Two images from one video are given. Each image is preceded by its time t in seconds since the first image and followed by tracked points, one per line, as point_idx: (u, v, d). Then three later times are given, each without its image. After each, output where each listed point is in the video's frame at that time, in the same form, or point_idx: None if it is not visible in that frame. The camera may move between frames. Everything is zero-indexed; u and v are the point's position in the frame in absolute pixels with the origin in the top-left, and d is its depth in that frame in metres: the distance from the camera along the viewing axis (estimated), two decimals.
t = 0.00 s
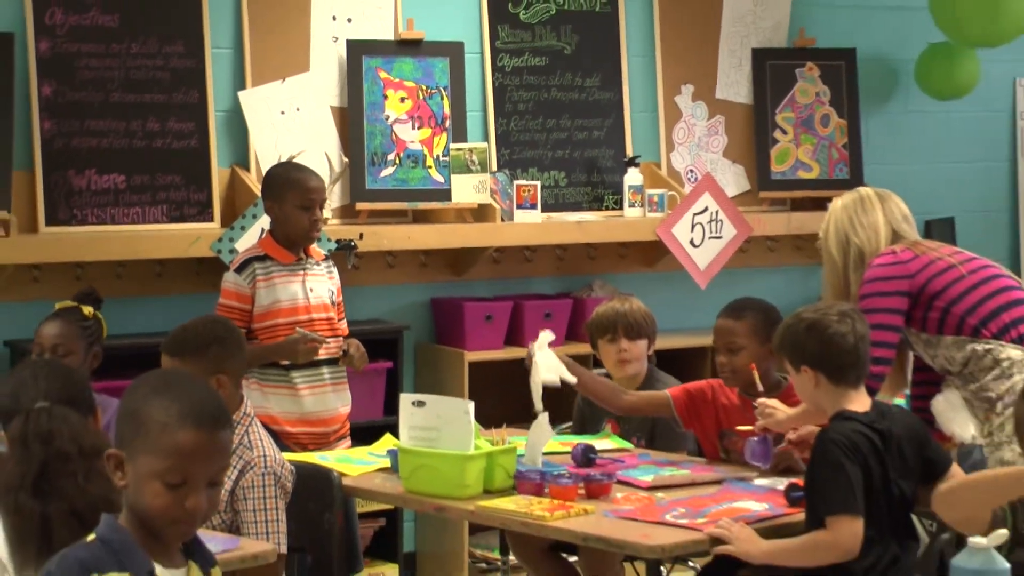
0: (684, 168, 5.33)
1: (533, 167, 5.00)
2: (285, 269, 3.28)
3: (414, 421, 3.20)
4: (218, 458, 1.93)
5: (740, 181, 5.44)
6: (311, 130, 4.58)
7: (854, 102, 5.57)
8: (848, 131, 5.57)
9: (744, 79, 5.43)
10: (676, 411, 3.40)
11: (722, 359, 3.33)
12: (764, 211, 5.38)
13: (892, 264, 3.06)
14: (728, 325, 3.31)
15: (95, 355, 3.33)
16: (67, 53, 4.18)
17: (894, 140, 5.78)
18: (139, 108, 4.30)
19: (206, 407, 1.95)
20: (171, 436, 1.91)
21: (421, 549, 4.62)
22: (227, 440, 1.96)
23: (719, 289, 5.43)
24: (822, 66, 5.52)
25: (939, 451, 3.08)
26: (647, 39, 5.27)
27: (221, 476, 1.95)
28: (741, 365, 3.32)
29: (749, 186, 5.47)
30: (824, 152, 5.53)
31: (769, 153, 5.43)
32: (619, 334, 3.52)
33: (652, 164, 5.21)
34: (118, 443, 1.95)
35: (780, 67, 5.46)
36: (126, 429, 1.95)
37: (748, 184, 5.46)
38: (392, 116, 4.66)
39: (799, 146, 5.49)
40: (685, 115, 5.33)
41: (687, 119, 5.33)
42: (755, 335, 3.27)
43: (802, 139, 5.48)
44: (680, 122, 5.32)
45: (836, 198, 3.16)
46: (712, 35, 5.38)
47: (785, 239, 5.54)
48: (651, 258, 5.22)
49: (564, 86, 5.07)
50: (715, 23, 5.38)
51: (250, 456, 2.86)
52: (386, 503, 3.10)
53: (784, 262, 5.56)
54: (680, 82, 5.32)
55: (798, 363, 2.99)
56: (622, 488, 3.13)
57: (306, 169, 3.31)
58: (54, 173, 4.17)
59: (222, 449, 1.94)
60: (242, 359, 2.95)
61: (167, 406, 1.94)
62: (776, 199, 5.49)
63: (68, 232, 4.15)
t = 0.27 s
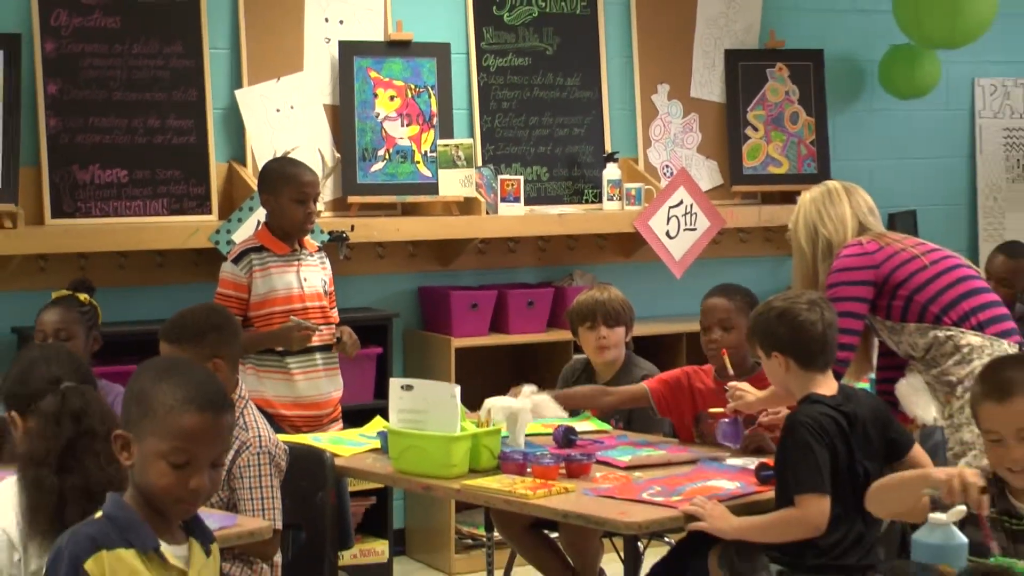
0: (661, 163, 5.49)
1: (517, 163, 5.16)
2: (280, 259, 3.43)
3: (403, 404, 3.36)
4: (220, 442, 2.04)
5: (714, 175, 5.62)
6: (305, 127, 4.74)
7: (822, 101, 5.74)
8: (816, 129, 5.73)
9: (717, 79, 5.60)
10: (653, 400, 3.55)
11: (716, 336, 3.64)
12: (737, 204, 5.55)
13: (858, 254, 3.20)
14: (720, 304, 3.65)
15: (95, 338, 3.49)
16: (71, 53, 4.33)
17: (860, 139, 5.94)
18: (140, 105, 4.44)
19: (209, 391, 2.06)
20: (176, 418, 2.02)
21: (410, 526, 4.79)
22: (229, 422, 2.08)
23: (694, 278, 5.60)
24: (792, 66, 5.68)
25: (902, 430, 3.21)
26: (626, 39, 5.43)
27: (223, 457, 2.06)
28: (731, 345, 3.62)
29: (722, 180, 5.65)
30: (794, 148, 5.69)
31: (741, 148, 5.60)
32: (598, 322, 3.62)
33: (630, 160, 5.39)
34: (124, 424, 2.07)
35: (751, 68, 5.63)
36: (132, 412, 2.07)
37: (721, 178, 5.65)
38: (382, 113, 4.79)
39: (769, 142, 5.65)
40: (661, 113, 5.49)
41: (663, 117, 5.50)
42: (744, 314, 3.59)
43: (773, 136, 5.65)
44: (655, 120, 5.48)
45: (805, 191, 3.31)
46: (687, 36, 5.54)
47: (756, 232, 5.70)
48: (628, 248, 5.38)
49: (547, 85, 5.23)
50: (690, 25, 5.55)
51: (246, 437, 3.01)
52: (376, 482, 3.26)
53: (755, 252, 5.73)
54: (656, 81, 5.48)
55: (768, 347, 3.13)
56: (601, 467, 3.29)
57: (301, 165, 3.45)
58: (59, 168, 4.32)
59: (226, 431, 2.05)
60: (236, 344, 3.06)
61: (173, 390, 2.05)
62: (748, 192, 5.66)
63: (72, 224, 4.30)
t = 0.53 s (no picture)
0: (646, 154, 5.57)
1: (505, 153, 5.23)
2: (273, 248, 3.49)
3: (393, 390, 3.42)
4: (215, 424, 2.06)
5: (699, 166, 5.70)
6: (297, 119, 4.79)
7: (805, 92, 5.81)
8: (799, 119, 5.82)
9: (701, 71, 5.69)
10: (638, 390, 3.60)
11: (711, 319, 3.71)
12: (721, 194, 5.63)
13: (841, 245, 3.26)
14: (712, 290, 3.73)
15: (91, 325, 3.52)
16: (66, 45, 4.38)
17: (842, 128, 6.03)
18: (135, 96, 4.49)
19: (204, 375, 2.08)
20: (173, 401, 2.03)
21: (400, 510, 4.85)
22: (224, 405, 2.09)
23: (679, 267, 5.67)
24: (775, 59, 5.76)
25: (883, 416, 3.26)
26: (613, 32, 5.50)
27: (217, 439, 2.08)
28: (721, 329, 3.70)
29: (707, 170, 5.72)
30: (777, 139, 5.78)
31: (725, 140, 5.69)
32: (585, 311, 3.67)
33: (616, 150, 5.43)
34: (120, 408, 2.08)
35: (734, 61, 5.71)
36: (129, 395, 2.08)
37: (706, 168, 5.73)
38: (372, 105, 4.86)
39: (753, 133, 5.73)
40: (647, 105, 5.57)
41: (649, 108, 5.58)
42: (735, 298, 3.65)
43: (757, 127, 5.73)
44: (642, 111, 5.56)
45: (788, 180, 3.37)
46: (672, 29, 5.62)
47: (740, 221, 5.77)
48: (614, 238, 5.44)
49: (535, 78, 5.28)
50: (675, 19, 5.62)
51: (237, 423, 3.04)
52: (367, 467, 3.31)
53: (738, 241, 5.80)
54: (642, 73, 5.56)
55: (753, 334, 3.17)
56: (588, 453, 3.35)
57: (293, 155, 3.50)
58: (55, 158, 4.37)
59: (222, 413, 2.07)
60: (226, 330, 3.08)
61: (169, 374, 2.06)
62: (732, 182, 5.74)
63: (67, 213, 4.35)
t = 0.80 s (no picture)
0: (636, 142, 5.57)
1: (494, 141, 5.22)
2: (262, 236, 3.48)
3: (384, 378, 3.40)
4: (204, 413, 2.03)
5: (688, 154, 5.70)
6: (285, 106, 4.79)
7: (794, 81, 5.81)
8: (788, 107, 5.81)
9: (691, 58, 5.69)
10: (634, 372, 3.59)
11: (708, 303, 3.66)
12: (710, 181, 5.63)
13: (829, 232, 3.26)
14: (710, 274, 3.70)
15: (84, 315, 3.49)
16: (54, 32, 4.37)
17: (831, 114, 6.03)
18: (123, 84, 4.48)
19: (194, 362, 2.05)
20: (162, 387, 2.01)
21: (389, 498, 4.85)
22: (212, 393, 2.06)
23: (668, 255, 5.67)
24: (764, 47, 5.77)
25: (872, 403, 3.26)
26: (602, 19, 5.49)
27: (205, 428, 2.05)
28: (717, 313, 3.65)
29: (696, 158, 5.73)
30: (767, 127, 5.78)
31: (715, 128, 5.69)
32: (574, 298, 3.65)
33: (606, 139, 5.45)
34: (108, 396, 2.06)
35: (724, 48, 5.71)
36: (117, 382, 2.05)
37: (695, 156, 5.73)
38: (361, 93, 4.85)
39: (742, 121, 5.74)
40: (637, 92, 5.56)
41: (638, 96, 5.57)
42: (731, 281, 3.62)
43: (746, 115, 5.73)
44: (631, 98, 5.55)
45: (777, 167, 3.36)
46: (661, 17, 5.62)
47: (729, 209, 5.77)
48: (603, 226, 5.44)
49: (524, 65, 5.27)
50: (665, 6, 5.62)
51: (225, 410, 3.05)
52: (357, 455, 3.30)
53: (728, 229, 5.81)
54: (632, 61, 5.56)
55: (742, 322, 3.17)
56: (578, 441, 3.34)
57: (283, 143, 3.49)
58: (43, 145, 4.35)
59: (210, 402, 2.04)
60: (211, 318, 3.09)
61: (159, 360, 2.04)
62: (721, 170, 5.75)
63: (55, 201, 4.34)
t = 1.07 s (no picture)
0: (618, 130, 5.58)
1: (477, 130, 5.22)
2: (244, 225, 3.48)
3: (366, 366, 3.40)
4: (185, 401, 1.98)
5: (671, 142, 5.72)
6: (268, 94, 4.77)
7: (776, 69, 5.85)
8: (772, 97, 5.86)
9: (674, 47, 5.70)
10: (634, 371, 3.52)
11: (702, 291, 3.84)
12: (692, 170, 5.65)
13: (809, 221, 3.27)
14: (707, 262, 3.86)
15: (72, 306, 3.31)
16: (34, 20, 4.34)
17: (813, 102, 6.06)
18: (105, 72, 4.46)
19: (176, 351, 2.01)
20: (141, 375, 1.96)
21: (372, 487, 4.86)
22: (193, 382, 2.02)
23: (651, 244, 5.68)
24: (747, 35, 5.79)
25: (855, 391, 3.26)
26: (585, 8, 5.49)
27: (186, 416, 2.00)
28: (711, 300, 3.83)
29: (679, 147, 5.74)
30: (749, 115, 5.82)
31: (697, 117, 5.72)
32: (559, 286, 3.62)
33: (589, 128, 5.43)
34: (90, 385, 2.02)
35: (707, 37, 5.73)
36: (99, 371, 2.01)
37: (678, 145, 5.74)
38: (344, 81, 4.85)
39: (725, 110, 5.77)
40: (619, 81, 5.57)
41: (621, 85, 5.58)
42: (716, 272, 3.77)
43: (728, 104, 5.76)
44: (614, 87, 5.56)
45: (757, 155, 3.37)
46: (644, 5, 5.62)
47: (711, 198, 5.79)
48: (586, 214, 5.46)
49: (507, 54, 5.26)
50: None
51: (207, 399, 3.05)
52: (340, 444, 3.31)
53: (710, 218, 5.83)
54: (615, 50, 5.56)
55: (723, 312, 3.19)
56: (561, 429, 3.34)
57: (265, 131, 3.49)
58: (24, 133, 4.34)
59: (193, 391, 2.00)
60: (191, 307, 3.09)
61: (139, 349, 2.00)
62: (704, 159, 5.77)
63: (36, 189, 4.33)
